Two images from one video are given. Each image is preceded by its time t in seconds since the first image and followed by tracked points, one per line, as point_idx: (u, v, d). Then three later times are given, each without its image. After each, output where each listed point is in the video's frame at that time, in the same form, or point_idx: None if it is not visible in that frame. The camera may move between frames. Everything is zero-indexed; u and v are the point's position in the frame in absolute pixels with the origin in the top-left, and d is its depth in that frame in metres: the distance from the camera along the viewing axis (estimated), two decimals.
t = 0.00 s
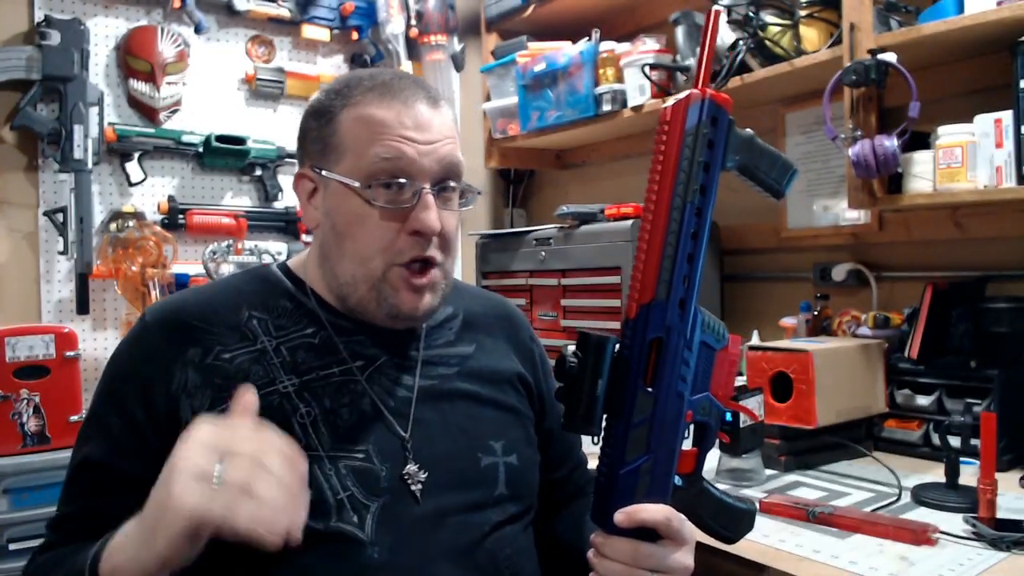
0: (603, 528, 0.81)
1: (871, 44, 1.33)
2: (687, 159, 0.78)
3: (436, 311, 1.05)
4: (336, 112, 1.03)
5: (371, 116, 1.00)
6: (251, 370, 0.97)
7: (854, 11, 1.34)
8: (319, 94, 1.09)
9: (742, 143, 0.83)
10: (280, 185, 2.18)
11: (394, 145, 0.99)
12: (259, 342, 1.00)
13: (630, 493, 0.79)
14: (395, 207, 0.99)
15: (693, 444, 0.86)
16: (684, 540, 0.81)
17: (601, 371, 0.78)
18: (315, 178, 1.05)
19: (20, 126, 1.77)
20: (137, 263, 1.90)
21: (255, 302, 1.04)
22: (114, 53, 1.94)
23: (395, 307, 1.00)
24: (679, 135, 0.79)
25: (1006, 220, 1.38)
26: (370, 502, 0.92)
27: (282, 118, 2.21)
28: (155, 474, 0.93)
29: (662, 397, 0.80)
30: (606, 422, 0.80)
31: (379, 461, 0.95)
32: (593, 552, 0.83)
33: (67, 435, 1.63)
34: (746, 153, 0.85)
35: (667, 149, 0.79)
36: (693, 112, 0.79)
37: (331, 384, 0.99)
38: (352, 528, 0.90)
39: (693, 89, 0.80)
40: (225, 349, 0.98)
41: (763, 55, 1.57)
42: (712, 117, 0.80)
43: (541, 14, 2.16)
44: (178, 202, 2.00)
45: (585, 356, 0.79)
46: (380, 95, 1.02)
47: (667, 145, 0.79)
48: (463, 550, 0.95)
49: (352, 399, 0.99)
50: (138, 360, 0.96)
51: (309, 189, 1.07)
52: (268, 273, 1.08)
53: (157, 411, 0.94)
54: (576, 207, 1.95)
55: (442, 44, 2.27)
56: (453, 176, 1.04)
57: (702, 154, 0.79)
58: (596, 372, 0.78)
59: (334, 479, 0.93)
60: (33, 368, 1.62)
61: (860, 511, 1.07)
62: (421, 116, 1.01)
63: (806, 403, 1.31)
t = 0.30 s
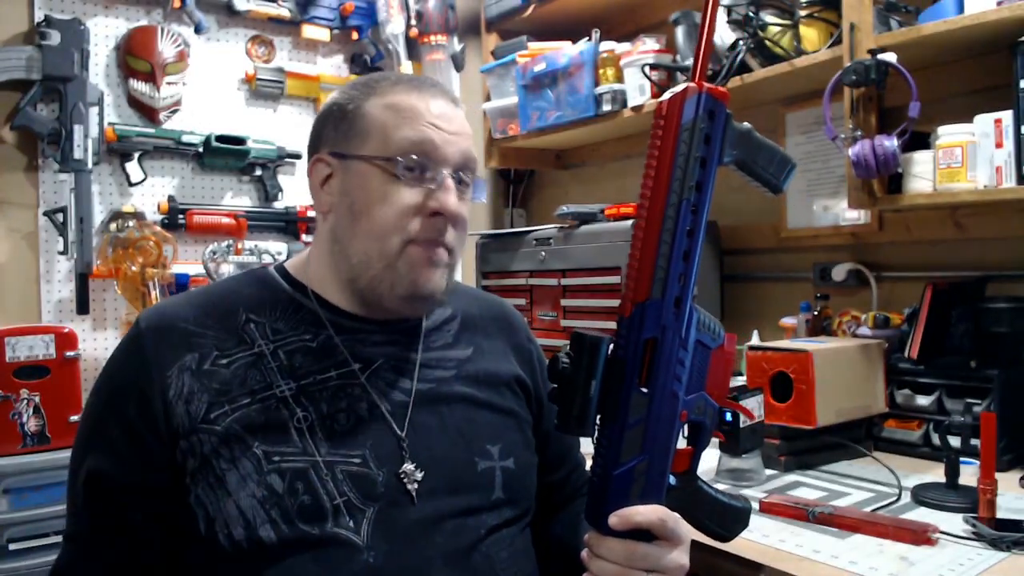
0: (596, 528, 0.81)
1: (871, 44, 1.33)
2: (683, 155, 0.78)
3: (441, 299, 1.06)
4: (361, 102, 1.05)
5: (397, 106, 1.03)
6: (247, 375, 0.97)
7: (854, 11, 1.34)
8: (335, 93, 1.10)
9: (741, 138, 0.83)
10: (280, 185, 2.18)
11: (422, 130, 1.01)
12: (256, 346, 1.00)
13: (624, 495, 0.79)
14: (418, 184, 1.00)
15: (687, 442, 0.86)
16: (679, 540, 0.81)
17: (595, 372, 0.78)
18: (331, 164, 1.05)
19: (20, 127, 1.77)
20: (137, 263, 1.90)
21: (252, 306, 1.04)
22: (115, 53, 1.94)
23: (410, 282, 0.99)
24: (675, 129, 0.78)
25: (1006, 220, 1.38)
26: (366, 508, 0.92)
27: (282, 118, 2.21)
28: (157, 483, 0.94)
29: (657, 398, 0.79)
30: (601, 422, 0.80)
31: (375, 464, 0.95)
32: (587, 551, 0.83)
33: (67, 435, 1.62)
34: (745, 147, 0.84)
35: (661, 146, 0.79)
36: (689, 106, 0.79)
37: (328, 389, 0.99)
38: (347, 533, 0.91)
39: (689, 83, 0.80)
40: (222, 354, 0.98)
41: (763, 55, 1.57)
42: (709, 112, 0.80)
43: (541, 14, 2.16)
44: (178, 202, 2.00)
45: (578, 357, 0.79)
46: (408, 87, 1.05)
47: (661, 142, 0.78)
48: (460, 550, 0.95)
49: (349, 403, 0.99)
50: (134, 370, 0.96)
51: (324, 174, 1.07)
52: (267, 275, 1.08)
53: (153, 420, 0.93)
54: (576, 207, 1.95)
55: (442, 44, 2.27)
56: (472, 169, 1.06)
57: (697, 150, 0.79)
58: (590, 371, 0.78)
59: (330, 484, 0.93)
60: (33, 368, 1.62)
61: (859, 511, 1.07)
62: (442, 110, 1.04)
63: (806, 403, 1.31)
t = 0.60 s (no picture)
0: (599, 531, 0.81)
1: (871, 44, 1.33)
2: (679, 155, 0.78)
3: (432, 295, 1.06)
4: (341, 101, 1.05)
5: (374, 106, 1.02)
6: (251, 372, 0.97)
7: (855, 11, 1.34)
8: (325, 87, 1.11)
9: (736, 136, 0.83)
10: (280, 185, 2.18)
11: (397, 128, 1.01)
12: (259, 344, 1.00)
13: (625, 496, 0.79)
14: (397, 185, 1.01)
15: (689, 443, 0.86)
16: (681, 541, 0.80)
17: (594, 374, 0.79)
18: (318, 167, 1.06)
19: (20, 126, 1.77)
20: (137, 263, 1.90)
21: (256, 305, 1.04)
22: (114, 53, 1.94)
23: (396, 284, 1.00)
24: (671, 129, 0.78)
25: (1006, 220, 1.38)
26: (369, 505, 0.92)
27: (282, 118, 2.21)
28: (162, 480, 0.94)
29: (657, 398, 0.80)
30: (600, 423, 0.81)
31: (377, 463, 0.95)
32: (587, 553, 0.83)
33: (68, 435, 1.63)
34: (740, 145, 0.84)
35: (659, 146, 0.79)
36: (686, 105, 0.79)
37: (331, 386, 0.99)
38: (350, 530, 0.91)
39: (685, 81, 0.80)
40: (225, 352, 0.98)
41: (763, 56, 1.57)
42: (705, 111, 0.80)
43: (541, 14, 2.17)
44: (178, 202, 2.00)
45: (578, 359, 0.79)
46: (384, 83, 1.04)
47: (659, 142, 0.78)
48: (461, 551, 0.95)
49: (352, 401, 0.99)
50: (137, 369, 0.96)
51: (313, 178, 1.08)
52: (271, 275, 1.08)
53: (158, 417, 0.93)
54: (575, 207, 1.94)
55: (442, 44, 2.27)
56: (452, 160, 1.06)
57: (696, 150, 0.79)
58: (589, 374, 0.78)
59: (333, 481, 0.93)
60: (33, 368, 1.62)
61: (859, 511, 1.07)
62: (422, 103, 1.02)
63: (806, 403, 1.32)
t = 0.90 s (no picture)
0: (597, 530, 0.81)
1: (871, 44, 1.33)
2: (678, 155, 0.78)
3: (436, 300, 1.06)
4: (344, 105, 1.05)
5: (377, 111, 1.02)
6: (254, 371, 0.97)
7: (855, 11, 1.34)
8: (329, 91, 1.10)
9: (733, 136, 0.83)
10: (280, 185, 2.18)
11: (400, 134, 1.00)
12: (262, 343, 1.00)
13: (624, 495, 0.79)
14: (400, 192, 1.00)
15: (687, 443, 0.86)
16: (680, 540, 0.81)
17: (593, 373, 0.78)
18: (322, 172, 1.06)
19: (20, 126, 1.77)
20: (137, 263, 1.90)
21: (259, 305, 1.04)
22: (115, 53, 1.94)
23: (399, 290, 1.00)
24: (669, 130, 0.78)
25: (1005, 220, 1.37)
26: (370, 505, 0.92)
27: (282, 118, 2.21)
28: (164, 480, 0.94)
29: (656, 398, 0.80)
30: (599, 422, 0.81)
31: (380, 462, 0.95)
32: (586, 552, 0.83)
33: (68, 435, 1.63)
34: (737, 146, 0.84)
35: (657, 146, 0.78)
36: (684, 106, 0.79)
37: (334, 386, 0.99)
38: (351, 530, 0.91)
39: (683, 83, 0.80)
40: (229, 352, 0.98)
41: (763, 55, 1.57)
42: (704, 112, 0.80)
43: (541, 14, 2.16)
44: (178, 202, 2.00)
45: (577, 359, 0.78)
46: (387, 87, 1.04)
47: (657, 143, 0.78)
48: (462, 551, 0.95)
49: (355, 401, 0.99)
50: (139, 368, 0.95)
51: (317, 182, 1.08)
52: (275, 275, 1.09)
53: (161, 416, 0.93)
54: (575, 207, 1.94)
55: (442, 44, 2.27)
56: (455, 165, 1.05)
57: (693, 150, 0.79)
58: (587, 373, 0.78)
59: (335, 480, 0.93)
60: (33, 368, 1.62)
61: (860, 511, 1.07)
62: (426, 108, 1.03)
63: (805, 403, 1.32)
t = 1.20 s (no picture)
0: (600, 533, 0.82)
1: (871, 44, 1.33)
2: (684, 155, 0.78)
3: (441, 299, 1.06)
4: (353, 105, 1.06)
5: (386, 109, 1.02)
6: (257, 368, 0.97)
7: (855, 11, 1.34)
8: (335, 91, 1.10)
9: (741, 135, 0.83)
10: (280, 185, 2.18)
11: (410, 133, 1.00)
12: (265, 341, 1.00)
13: (628, 499, 0.79)
14: (408, 190, 1.00)
15: (691, 444, 0.86)
16: (684, 543, 0.81)
17: (597, 377, 0.78)
18: (328, 170, 1.06)
19: (21, 126, 1.77)
20: (137, 263, 1.90)
21: (263, 301, 1.04)
22: (115, 54, 1.94)
23: (406, 289, 1.00)
24: (675, 129, 0.78)
25: (1006, 220, 1.37)
26: (373, 502, 0.92)
27: (282, 118, 2.21)
28: (166, 478, 0.94)
29: (660, 400, 0.79)
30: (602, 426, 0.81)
31: (383, 460, 0.95)
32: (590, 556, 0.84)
33: (68, 435, 1.63)
34: (745, 145, 0.84)
35: (663, 146, 0.79)
36: (691, 105, 0.79)
37: (337, 383, 0.99)
38: (354, 528, 0.90)
39: (690, 81, 0.80)
40: (232, 348, 0.98)
41: (763, 55, 1.57)
42: (711, 111, 0.79)
43: (541, 14, 2.16)
44: (178, 202, 2.00)
45: (582, 363, 0.79)
46: (396, 87, 1.04)
47: (663, 142, 0.78)
48: (464, 550, 0.94)
49: (358, 398, 0.99)
50: (142, 365, 0.95)
51: (323, 180, 1.08)
52: (278, 274, 1.09)
53: (166, 412, 0.93)
54: (575, 207, 1.94)
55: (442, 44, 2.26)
56: (462, 165, 1.05)
57: (700, 150, 0.79)
58: (592, 378, 0.78)
59: (338, 478, 0.93)
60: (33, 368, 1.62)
61: (860, 511, 1.07)
62: (433, 109, 1.03)
63: (806, 402, 1.32)
